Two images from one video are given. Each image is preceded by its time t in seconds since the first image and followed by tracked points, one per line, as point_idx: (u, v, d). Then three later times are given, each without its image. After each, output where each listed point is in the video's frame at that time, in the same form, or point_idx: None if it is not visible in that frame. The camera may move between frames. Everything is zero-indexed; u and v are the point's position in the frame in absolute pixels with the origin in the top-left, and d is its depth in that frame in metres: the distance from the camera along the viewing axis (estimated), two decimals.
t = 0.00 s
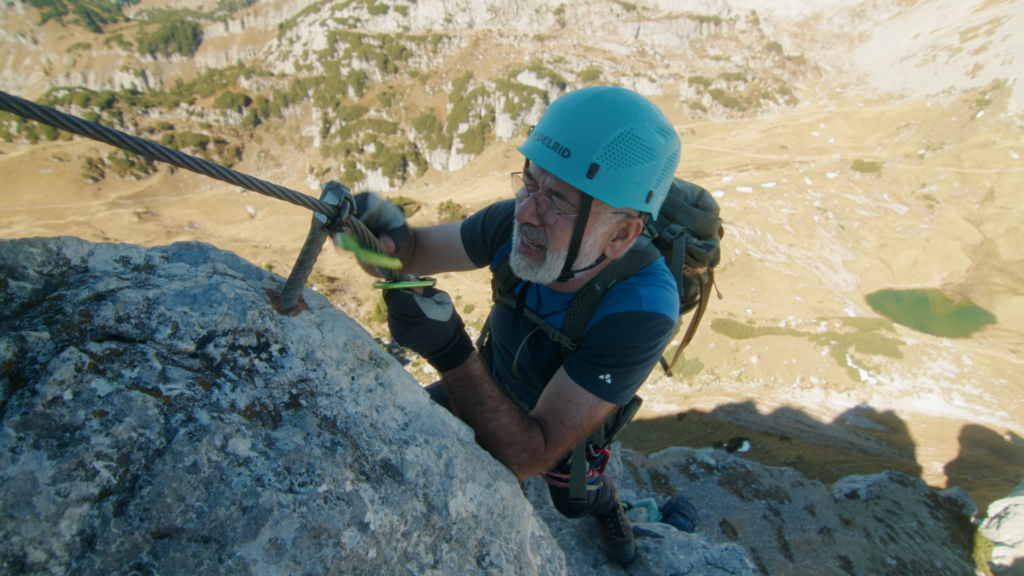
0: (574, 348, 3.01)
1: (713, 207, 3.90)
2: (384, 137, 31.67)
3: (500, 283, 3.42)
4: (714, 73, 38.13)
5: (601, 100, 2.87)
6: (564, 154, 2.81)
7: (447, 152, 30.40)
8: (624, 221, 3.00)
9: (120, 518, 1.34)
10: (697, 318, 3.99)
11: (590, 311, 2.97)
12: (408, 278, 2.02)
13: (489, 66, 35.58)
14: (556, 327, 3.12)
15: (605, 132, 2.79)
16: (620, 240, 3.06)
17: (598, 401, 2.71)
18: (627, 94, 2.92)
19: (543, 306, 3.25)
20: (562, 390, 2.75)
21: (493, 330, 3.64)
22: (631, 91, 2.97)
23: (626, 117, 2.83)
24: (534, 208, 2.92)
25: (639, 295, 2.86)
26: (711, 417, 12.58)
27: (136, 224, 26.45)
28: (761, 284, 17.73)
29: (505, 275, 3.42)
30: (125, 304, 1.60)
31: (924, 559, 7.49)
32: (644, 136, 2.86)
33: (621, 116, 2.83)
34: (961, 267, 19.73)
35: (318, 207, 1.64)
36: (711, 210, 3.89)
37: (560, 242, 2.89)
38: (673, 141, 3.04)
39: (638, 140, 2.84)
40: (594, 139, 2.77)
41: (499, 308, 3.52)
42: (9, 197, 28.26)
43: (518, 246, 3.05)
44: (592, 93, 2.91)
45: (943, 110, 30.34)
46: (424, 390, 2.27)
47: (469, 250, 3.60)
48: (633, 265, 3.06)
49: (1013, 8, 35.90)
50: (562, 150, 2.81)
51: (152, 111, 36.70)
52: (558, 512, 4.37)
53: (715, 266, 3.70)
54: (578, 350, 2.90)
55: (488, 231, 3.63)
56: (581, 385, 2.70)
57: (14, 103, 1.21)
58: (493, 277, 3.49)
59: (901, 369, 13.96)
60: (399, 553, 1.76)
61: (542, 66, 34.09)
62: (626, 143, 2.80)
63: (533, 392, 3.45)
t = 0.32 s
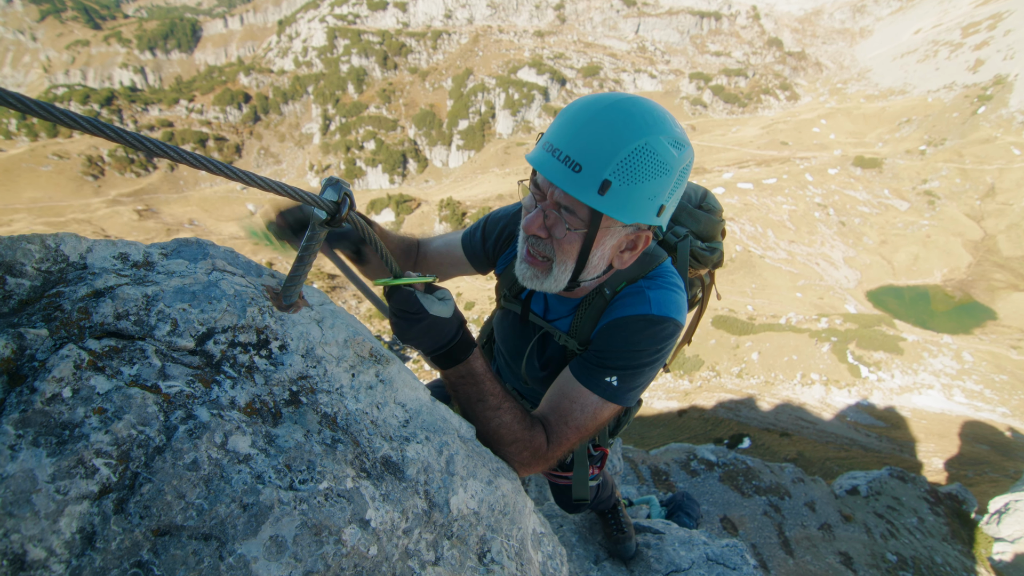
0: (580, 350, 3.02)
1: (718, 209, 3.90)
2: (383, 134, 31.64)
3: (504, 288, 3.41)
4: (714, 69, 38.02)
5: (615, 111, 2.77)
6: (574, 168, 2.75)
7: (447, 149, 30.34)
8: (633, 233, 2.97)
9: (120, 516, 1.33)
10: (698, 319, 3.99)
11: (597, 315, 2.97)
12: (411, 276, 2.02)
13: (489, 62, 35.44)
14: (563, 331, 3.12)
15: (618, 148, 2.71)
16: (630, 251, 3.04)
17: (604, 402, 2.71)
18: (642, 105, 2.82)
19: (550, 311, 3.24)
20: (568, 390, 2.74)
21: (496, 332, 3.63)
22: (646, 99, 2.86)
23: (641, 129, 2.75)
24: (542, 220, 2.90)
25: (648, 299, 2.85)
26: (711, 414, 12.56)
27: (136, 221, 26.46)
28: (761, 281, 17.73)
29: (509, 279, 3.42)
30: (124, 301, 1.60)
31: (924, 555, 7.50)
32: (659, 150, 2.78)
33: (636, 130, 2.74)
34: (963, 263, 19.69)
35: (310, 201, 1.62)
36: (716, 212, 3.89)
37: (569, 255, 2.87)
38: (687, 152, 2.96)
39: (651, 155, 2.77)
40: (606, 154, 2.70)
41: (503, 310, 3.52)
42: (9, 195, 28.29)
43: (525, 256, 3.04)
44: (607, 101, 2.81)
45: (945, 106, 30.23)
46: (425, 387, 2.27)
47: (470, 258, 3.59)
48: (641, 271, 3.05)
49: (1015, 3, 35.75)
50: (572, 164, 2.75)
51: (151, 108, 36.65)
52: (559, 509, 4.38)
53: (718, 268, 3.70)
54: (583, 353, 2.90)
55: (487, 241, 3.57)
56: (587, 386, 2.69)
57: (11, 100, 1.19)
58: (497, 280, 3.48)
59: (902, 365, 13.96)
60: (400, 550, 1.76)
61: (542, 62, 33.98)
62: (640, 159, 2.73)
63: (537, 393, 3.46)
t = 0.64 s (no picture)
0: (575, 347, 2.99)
1: (711, 201, 3.89)
2: (385, 132, 31.67)
3: (495, 286, 3.36)
4: (716, 67, 37.95)
5: (586, 101, 2.77)
6: (551, 164, 2.74)
7: (449, 146, 30.33)
8: (618, 223, 2.95)
9: (124, 513, 1.33)
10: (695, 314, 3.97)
11: (591, 311, 2.94)
12: (412, 274, 2.02)
13: (490, 59, 35.40)
14: (556, 328, 3.08)
15: (592, 138, 2.70)
16: (617, 242, 3.02)
17: (602, 398, 2.71)
18: (614, 93, 2.81)
19: (542, 309, 3.18)
20: (566, 387, 2.74)
21: (491, 331, 3.60)
22: (618, 87, 2.86)
23: (615, 119, 2.73)
24: (525, 218, 2.87)
25: (643, 292, 2.84)
26: (713, 412, 12.57)
27: (139, 219, 26.52)
28: (763, 279, 17.71)
29: (501, 277, 3.37)
30: (126, 299, 1.59)
31: (926, 553, 7.48)
32: (634, 138, 2.77)
33: (608, 119, 2.72)
34: (965, 261, 19.64)
35: (304, 192, 1.58)
36: (709, 204, 3.88)
37: (555, 251, 2.84)
38: (664, 138, 2.94)
39: (628, 144, 2.75)
40: (580, 148, 2.70)
41: (496, 310, 3.48)
42: (12, 193, 28.37)
43: (513, 256, 3.00)
44: (579, 93, 2.81)
45: (948, 104, 30.13)
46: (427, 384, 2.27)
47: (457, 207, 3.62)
48: (632, 263, 3.04)
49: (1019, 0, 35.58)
50: (548, 160, 2.75)
51: (153, 106, 36.71)
52: (561, 506, 4.38)
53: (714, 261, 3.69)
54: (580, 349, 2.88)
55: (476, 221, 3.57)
56: (586, 381, 2.69)
57: (14, 97, 1.19)
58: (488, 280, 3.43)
59: (904, 363, 13.93)
60: (403, 547, 1.76)
61: (544, 60, 33.94)
62: (615, 149, 2.72)
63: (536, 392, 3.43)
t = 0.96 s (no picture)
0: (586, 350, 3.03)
1: (716, 210, 3.90)
2: (386, 130, 31.70)
3: (508, 290, 3.42)
4: (718, 67, 37.90)
5: (595, 123, 2.68)
6: (558, 186, 2.72)
7: (450, 145, 30.32)
8: (631, 239, 2.94)
9: (126, 510, 1.34)
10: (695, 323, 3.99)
11: (603, 316, 2.98)
12: (415, 273, 2.05)
13: (492, 59, 35.41)
14: (568, 332, 3.13)
15: (600, 163, 2.64)
16: (630, 255, 3.01)
17: (609, 401, 2.72)
18: (625, 111, 2.71)
19: (555, 313, 3.24)
20: (573, 389, 2.76)
21: (496, 335, 3.62)
22: (629, 103, 2.75)
23: (626, 141, 2.65)
24: (535, 236, 2.89)
25: (656, 299, 2.84)
26: (713, 412, 12.57)
27: (140, 216, 26.55)
28: (764, 280, 17.73)
29: (513, 282, 3.43)
30: (131, 296, 1.60)
31: (925, 555, 7.45)
32: (644, 160, 2.68)
33: (618, 142, 2.64)
34: (966, 263, 19.63)
35: (322, 199, 1.63)
36: (714, 214, 3.89)
37: (566, 268, 2.87)
38: (678, 155, 2.83)
39: (637, 166, 2.68)
40: (587, 172, 2.66)
41: (503, 313, 3.52)
42: (13, 189, 28.39)
43: (527, 269, 3.05)
44: (589, 111, 2.72)
45: (949, 105, 30.09)
46: (430, 382, 2.27)
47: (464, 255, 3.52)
48: (646, 271, 3.05)
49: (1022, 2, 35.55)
50: (555, 183, 2.73)
51: (155, 103, 36.75)
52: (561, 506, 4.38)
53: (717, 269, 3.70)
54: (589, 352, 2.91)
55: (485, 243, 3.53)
56: (593, 385, 2.70)
57: (17, 92, 1.19)
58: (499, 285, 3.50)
59: (904, 365, 13.93)
60: (404, 547, 1.76)
61: (545, 59, 33.94)
62: (625, 173, 2.65)
63: (539, 395, 3.45)
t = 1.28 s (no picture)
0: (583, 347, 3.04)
1: (720, 208, 3.88)
2: (386, 130, 31.69)
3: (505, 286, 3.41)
4: (717, 67, 37.93)
5: (570, 129, 2.65)
6: (534, 195, 2.73)
7: (449, 145, 30.29)
8: (616, 240, 2.91)
9: (127, 510, 1.33)
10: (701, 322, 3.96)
11: (599, 313, 2.98)
12: (416, 273, 2.06)
13: (491, 58, 35.44)
14: (565, 328, 3.13)
15: (574, 171, 2.63)
16: (617, 255, 2.98)
17: (606, 399, 2.72)
18: (601, 116, 2.67)
19: (552, 310, 3.24)
20: (571, 387, 2.76)
21: (497, 334, 3.62)
22: (607, 105, 2.71)
23: (600, 146, 2.62)
24: (520, 242, 2.93)
25: (650, 297, 2.85)
26: (712, 411, 12.59)
27: (138, 215, 26.51)
28: (763, 279, 17.75)
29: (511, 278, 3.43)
30: (131, 296, 1.59)
31: (924, 554, 7.46)
32: (620, 165, 2.65)
33: (593, 147, 2.61)
34: (965, 263, 19.65)
35: (322, 197, 1.62)
36: (718, 211, 3.87)
37: (551, 272, 2.89)
38: (658, 156, 2.77)
39: (610, 171, 2.64)
40: (560, 180, 2.65)
41: (503, 310, 3.52)
42: (11, 188, 28.34)
43: (518, 272, 3.09)
44: (564, 117, 2.69)
45: (948, 105, 30.10)
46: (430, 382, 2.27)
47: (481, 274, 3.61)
48: (641, 268, 3.03)
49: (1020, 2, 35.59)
50: (531, 192, 2.74)
51: (153, 103, 36.72)
52: (560, 506, 4.37)
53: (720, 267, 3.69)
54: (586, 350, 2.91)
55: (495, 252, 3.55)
56: (590, 382, 2.70)
57: (18, 92, 1.19)
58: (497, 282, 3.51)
59: (903, 364, 13.95)
60: (404, 546, 1.76)
61: (544, 59, 33.94)
62: (600, 179, 2.64)
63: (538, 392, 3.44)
